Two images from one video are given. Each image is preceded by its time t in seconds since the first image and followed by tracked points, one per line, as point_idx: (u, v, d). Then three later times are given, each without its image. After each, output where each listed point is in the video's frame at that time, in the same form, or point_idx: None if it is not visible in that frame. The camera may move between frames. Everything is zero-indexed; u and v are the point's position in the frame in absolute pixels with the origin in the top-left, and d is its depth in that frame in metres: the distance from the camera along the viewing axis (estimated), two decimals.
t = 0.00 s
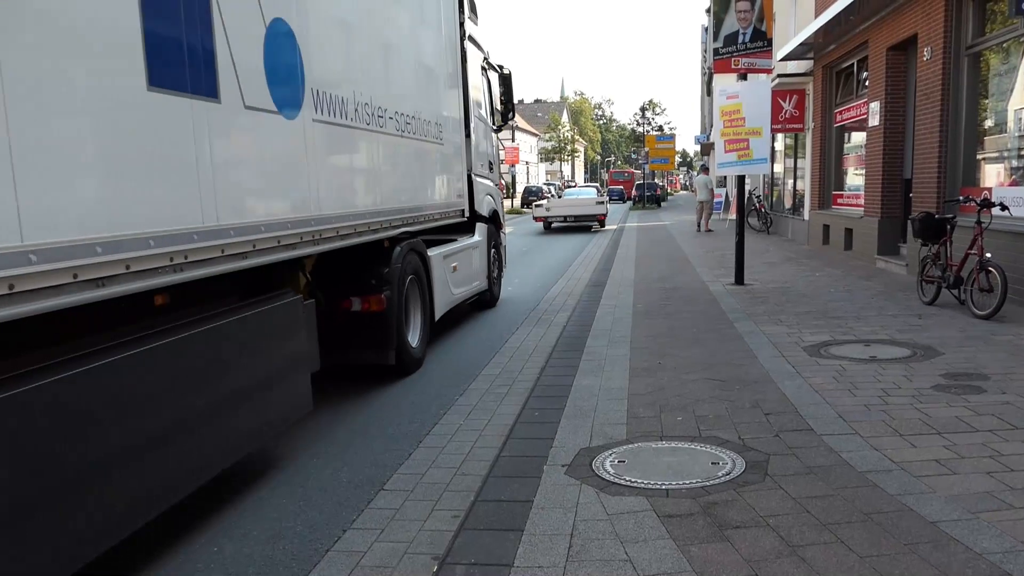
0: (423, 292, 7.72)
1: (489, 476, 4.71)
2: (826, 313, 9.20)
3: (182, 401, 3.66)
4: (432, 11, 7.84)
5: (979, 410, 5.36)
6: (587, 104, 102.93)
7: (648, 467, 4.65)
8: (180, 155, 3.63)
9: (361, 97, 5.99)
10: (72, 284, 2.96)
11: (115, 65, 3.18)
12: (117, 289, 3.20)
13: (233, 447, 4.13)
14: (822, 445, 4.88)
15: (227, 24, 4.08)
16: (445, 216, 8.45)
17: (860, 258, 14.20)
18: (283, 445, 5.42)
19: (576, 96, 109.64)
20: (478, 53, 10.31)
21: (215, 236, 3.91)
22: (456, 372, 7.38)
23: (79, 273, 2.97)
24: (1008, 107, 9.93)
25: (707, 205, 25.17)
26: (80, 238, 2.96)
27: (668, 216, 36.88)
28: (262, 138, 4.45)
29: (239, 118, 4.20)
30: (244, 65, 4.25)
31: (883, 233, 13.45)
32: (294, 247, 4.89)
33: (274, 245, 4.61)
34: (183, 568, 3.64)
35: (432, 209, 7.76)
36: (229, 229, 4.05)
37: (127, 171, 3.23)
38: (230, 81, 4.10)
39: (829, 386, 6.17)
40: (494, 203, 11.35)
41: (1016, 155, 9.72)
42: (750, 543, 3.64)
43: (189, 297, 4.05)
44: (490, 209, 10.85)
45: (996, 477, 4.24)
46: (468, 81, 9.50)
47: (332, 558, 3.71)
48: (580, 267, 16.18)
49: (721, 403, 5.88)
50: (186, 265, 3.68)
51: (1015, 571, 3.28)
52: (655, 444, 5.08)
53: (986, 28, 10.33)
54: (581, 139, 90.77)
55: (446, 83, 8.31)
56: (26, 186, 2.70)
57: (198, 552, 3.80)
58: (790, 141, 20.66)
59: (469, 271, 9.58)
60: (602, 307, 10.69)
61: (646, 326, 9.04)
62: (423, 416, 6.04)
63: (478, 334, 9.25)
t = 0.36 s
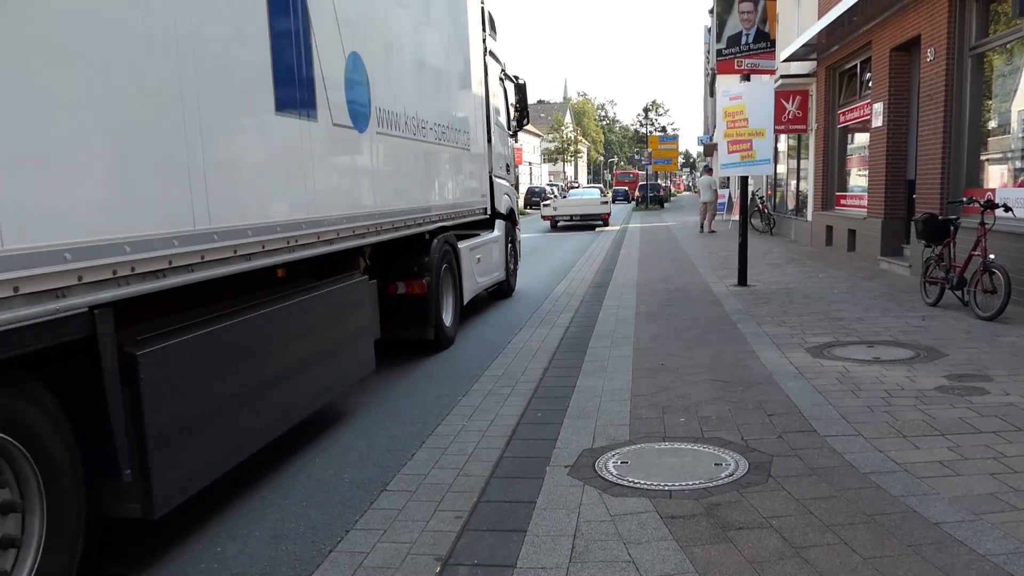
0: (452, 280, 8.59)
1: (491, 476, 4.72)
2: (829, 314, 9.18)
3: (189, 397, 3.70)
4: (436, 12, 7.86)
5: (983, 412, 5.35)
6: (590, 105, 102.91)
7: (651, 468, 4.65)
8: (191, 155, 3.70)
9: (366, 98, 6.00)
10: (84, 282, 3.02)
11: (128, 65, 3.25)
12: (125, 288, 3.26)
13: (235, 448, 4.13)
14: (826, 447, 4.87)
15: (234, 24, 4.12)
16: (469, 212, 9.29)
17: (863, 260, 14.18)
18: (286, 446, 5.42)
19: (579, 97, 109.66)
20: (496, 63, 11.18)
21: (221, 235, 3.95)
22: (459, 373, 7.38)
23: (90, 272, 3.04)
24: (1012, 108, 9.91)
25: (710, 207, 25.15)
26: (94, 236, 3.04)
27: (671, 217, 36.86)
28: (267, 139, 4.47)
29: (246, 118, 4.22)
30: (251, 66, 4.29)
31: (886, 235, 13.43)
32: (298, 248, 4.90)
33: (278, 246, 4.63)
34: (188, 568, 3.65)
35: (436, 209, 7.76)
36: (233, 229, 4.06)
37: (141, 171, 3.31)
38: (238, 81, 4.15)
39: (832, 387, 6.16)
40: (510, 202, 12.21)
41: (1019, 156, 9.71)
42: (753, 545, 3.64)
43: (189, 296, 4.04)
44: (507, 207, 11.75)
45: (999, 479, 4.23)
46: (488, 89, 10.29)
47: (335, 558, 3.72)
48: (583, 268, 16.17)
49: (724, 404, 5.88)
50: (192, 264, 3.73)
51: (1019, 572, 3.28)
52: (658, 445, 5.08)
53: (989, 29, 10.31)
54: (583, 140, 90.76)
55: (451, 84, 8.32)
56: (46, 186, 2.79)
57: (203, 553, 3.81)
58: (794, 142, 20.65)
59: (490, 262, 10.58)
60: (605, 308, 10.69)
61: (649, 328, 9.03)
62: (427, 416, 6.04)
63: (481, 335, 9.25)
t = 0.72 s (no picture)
0: (477, 269, 9.66)
1: (493, 478, 4.72)
2: (832, 315, 9.17)
3: (275, 354, 4.48)
4: (439, 14, 7.88)
5: (985, 413, 5.34)
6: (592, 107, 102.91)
7: (653, 470, 4.65)
8: (195, 158, 3.69)
9: (367, 99, 6.00)
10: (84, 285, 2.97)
11: (129, 68, 3.22)
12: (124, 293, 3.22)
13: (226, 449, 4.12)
14: (828, 448, 4.87)
15: (235, 26, 4.11)
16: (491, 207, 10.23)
17: (865, 261, 14.17)
18: (288, 447, 5.42)
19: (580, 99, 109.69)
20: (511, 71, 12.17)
21: (220, 240, 3.92)
22: (461, 374, 7.38)
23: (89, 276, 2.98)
24: (1014, 109, 9.91)
25: (713, 208, 25.15)
26: (90, 241, 2.97)
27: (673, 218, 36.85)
28: (267, 141, 4.46)
29: (247, 121, 4.21)
30: (252, 69, 4.28)
31: (888, 236, 13.43)
32: (298, 250, 4.90)
33: (279, 249, 4.62)
34: (190, 570, 3.65)
35: (438, 211, 7.76)
36: (234, 232, 4.06)
37: (144, 174, 3.30)
38: (238, 85, 4.12)
39: (835, 388, 6.16)
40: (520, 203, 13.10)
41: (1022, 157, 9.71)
42: (755, 546, 3.64)
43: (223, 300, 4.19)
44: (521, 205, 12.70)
45: (1002, 480, 4.23)
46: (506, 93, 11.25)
47: (337, 560, 3.72)
48: (585, 269, 16.17)
49: (726, 405, 5.88)
50: (192, 268, 3.70)
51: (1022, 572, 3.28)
52: (661, 446, 5.08)
53: (992, 30, 10.32)
54: (585, 141, 90.76)
55: (453, 86, 8.34)
56: (51, 189, 2.77)
57: (205, 554, 3.81)
58: (796, 143, 20.64)
59: (508, 255, 11.73)
60: (607, 309, 10.69)
61: (651, 329, 9.03)
62: (429, 418, 6.04)
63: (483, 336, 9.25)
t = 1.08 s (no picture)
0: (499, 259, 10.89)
1: (495, 477, 4.72)
2: (833, 316, 9.16)
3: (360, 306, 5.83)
4: (442, 14, 7.89)
5: (986, 414, 5.34)
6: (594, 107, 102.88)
7: (655, 470, 4.65)
8: (198, 158, 3.70)
9: (368, 99, 6.00)
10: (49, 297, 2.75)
11: (133, 68, 3.22)
12: (109, 298, 3.06)
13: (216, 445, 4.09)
14: (830, 448, 4.87)
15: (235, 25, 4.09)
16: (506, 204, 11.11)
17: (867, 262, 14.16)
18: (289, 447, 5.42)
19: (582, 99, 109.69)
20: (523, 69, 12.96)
21: (222, 241, 3.90)
22: (463, 374, 7.39)
23: (57, 286, 2.77)
24: (1016, 110, 9.91)
25: (714, 208, 25.16)
26: (94, 242, 2.96)
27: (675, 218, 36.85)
28: (268, 140, 4.46)
29: (246, 120, 4.20)
30: (252, 67, 4.27)
31: (890, 236, 13.41)
32: (299, 253, 4.88)
33: (278, 251, 4.59)
34: (192, 569, 3.66)
35: (439, 211, 7.77)
36: (239, 232, 4.07)
37: (148, 174, 3.30)
38: (238, 84, 4.11)
39: (836, 388, 6.16)
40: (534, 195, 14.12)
41: None
42: (757, 546, 3.64)
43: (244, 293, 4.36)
44: (535, 203, 13.71)
45: (1004, 480, 4.23)
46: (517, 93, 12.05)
47: (338, 559, 3.73)
48: (586, 269, 16.15)
49: (727, 405, 5.89)
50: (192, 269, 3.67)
51: None
52: (662, 446, 5.08)
53: (995, 31, 10.32)
54: (587, 141, 90.76)
55: (455, 85, 8.35)
56: (55, 189, 2.77)
57: (206, 554, 3.82)
58: (798, 143, 20.64)
59: (524, 248, 12.97)
60: (608, 309, 10.70)
61: (653, 329, 9.03)
62: (430, 418, 6.04)
63: (484, 335, 9.26)
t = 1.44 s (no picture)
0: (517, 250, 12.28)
1: (496, 476, 4.72)
2: (835, 314, 9.15)
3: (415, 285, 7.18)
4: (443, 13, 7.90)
5: (987, 412, 5.33)
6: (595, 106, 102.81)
7: (656, 468, 4.64)
8: (200, 158, 3.70)
9: (369, 97, 5.99)
10: (53, 297, 2.77)
11: (133, 66, 3.21)
12: (115, 297, 3.11)
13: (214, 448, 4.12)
14: (832, 447, 4.87)
15: (237, 23, 4.10)
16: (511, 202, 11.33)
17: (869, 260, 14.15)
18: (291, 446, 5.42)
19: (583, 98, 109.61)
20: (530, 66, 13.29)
21: (225, 241, 3.90)
22: (464, 373, 7.38)
23: (60, 286, 2.79)
24: (1018, 108, 9.89)
25: (716, 207, 25.13)
26: (94, 243, 2.95)
27: (677, 217, 36.83)
28: (269, 138, 4.44)
29: (248, 117, 4.20)
30: (254, 65, 4.27)
31: (891, 235, 13.39)
32: (302, 252, 4.87)
33: (282, 251, 4.59)
34: (193, 568, 3.66)
35: (441, 210, 7.76)
36: (243, 231, 4.08)
37: (149, 173, 3.30)
38: (240, 82, 4.11)
39: (838, 387, 6.16)
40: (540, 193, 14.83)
41: None
42: (758, 545, 3.64)
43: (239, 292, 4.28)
44: (547, 200, 15.05)
45: (1006, 479, 4.22)
46: (522, 91, 12.37)
47: (339, 558, 3.72)
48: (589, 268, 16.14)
49: (728, 404, 5.89)
50: (199, 268, 3.69)
51: None
52: (663, 444, 5.09)
53: (997, 29, 10.30)
54: (588, 140, 90.69)
55: (456, 84, 8.37)
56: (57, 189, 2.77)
57: (207, 552, 3.82)
58: (800, 141, 20.61)
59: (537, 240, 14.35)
60: (610, 308, 10.70)
61: (654, 327, 9.03)
62: (431, 416, 6.04)
63: (485, 334, 9.26)
